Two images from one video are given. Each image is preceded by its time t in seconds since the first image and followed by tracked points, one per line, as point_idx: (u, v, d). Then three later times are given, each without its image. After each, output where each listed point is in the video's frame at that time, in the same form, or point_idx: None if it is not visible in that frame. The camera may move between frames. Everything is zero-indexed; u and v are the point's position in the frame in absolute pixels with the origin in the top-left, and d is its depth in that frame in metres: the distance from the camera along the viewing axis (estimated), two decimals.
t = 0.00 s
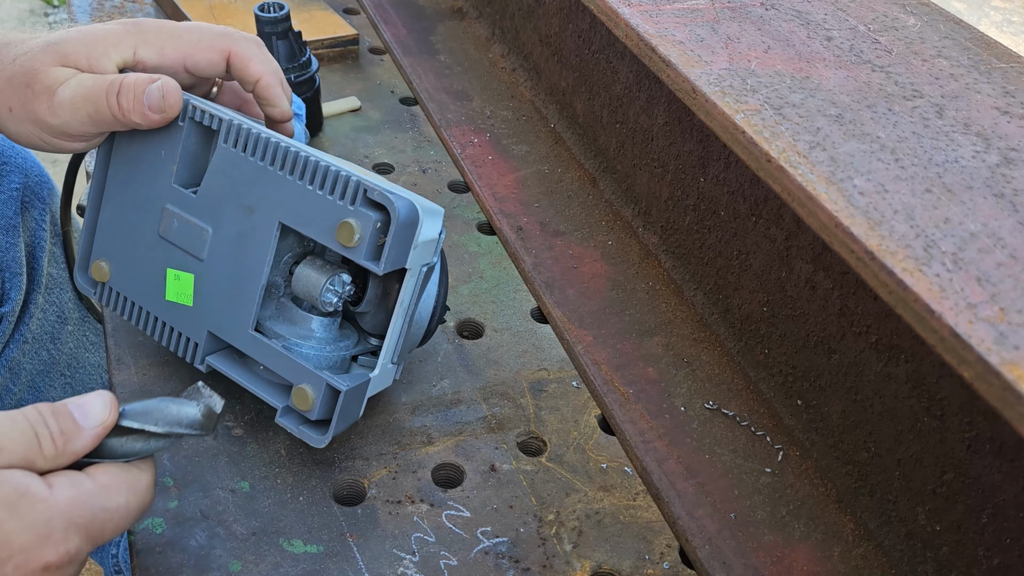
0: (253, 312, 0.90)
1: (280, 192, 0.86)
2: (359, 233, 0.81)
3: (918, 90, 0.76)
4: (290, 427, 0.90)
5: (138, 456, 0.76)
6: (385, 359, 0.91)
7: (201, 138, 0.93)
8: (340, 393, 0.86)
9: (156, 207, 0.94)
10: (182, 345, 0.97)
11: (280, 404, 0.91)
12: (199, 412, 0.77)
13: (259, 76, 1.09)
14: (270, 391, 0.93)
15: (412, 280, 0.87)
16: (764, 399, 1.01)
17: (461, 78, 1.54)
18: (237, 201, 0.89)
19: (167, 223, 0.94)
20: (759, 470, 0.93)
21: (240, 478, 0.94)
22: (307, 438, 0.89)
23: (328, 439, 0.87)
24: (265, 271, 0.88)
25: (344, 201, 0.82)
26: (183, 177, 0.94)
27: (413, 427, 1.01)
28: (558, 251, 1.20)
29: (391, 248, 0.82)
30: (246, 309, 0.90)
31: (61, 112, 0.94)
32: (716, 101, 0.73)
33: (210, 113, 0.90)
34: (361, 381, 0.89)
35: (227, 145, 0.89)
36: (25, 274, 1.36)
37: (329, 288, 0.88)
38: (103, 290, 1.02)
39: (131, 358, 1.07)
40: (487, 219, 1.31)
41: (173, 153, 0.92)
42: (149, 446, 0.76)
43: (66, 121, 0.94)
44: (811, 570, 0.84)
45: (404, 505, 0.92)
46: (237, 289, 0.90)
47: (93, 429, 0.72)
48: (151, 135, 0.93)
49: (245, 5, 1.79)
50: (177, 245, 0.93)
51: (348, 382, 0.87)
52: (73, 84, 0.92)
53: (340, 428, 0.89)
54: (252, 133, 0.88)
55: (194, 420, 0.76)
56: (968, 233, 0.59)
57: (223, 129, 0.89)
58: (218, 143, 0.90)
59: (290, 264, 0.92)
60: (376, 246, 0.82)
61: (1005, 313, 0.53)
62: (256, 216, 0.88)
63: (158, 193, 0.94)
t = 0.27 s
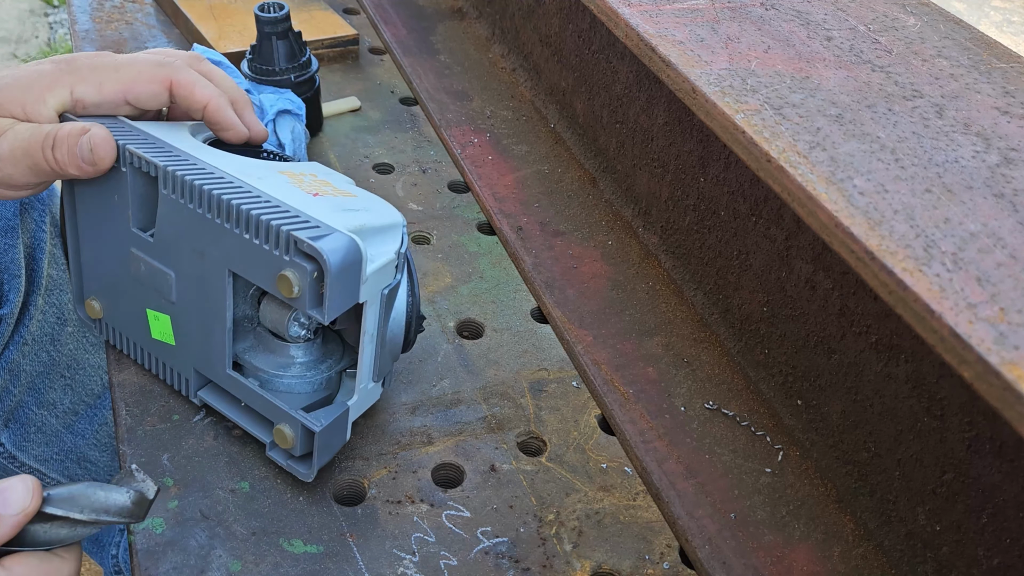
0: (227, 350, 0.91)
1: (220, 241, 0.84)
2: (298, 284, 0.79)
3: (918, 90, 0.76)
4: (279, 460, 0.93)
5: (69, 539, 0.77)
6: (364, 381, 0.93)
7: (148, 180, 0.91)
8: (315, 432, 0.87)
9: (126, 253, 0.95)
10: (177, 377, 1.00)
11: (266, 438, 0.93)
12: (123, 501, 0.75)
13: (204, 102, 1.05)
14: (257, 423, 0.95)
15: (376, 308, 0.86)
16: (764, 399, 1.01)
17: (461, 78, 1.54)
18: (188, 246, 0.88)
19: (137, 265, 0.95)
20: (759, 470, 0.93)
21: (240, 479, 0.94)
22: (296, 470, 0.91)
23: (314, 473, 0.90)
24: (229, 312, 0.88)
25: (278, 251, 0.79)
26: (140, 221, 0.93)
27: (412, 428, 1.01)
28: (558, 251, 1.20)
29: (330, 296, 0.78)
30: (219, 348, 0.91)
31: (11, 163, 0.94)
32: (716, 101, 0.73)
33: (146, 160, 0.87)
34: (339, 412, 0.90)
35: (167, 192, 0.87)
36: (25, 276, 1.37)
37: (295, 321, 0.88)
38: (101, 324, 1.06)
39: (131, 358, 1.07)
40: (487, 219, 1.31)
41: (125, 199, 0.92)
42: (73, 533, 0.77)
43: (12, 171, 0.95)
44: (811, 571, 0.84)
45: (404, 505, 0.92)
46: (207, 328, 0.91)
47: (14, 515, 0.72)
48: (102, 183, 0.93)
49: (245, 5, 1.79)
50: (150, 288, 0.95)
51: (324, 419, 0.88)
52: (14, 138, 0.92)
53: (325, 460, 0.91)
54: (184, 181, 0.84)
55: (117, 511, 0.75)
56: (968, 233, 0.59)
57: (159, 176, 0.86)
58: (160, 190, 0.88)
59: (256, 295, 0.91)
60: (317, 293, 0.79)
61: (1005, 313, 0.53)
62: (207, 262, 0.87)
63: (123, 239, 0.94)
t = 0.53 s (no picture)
0: (224, 356, 0.91)
1: (215, 252, 0.83)
2: (293, 298, 0.78)
3: (918, 90, 0.76)
4: (279, 466, 0.93)
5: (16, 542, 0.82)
6: (363, 387, 0.92)
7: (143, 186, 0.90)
8: (314, 442, 0.87)
9: (121, 257, 0.95)
10: (178, 382, 1.00)
11: (265, 444, 0.93)
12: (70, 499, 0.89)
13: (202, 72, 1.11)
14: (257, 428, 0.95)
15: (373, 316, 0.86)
16: (764, 399, 1.01)
17: (461, 78, 1.54)
18: (183, 256, 0.87)
19: (133, 271, 0.94)
20: (759, 470, 0.93)
21: (240, 479, 0.94)
22: (295, 477, 0.92)
23: (313, 480, 0.90)
24: (225, 319, 0.88)
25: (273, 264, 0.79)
26: (135, 227, 0.93)
27: (413, 428, 1.01)
28: (558, 251, 1.20)
29: (326, 310, 0.78)
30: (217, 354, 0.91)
31: None
32: (716, 101, 0.73)
33: (139, 169, 0.86)
34: (338, 420, 0.90)
35: (160, 201, 0.86)
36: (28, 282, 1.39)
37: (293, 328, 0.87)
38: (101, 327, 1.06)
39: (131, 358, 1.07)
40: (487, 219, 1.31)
41: (120, 207, 0.91)
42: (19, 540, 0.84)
43: None
44: (811, 570, 0.84)
45: (404, 505, 0.92)
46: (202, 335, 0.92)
47: None
48: (97, 189, 0.92)
49: (245, 5, 1.79)
50: (146, 294, 0.94)
51: (322, 429, 0.88)
52: None
53: (324, 467, 0.91)
54: (177, 190, 0.84)
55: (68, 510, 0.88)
56: (968, 233, 0.59)
57: (153, 186, 0.86)
58: (154, 199, 0.87)
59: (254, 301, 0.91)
60: (313, 306, 0.79)
61: (1005, 313, 0.53)
62: (202, 272, 0.86)
63: (118, 245, 0.94)
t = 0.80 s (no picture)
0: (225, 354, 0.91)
1: (218, 248, 0.83)
2: (296, 292, 0.78)
3: (918, 90, 0.76)
4: (280, 463, 0.93)
5: None
6: (363, 384, 0.92)
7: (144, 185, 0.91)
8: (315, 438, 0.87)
9: (122, 255, 0.95)
10: (179, 381, 1.00)
11: (266, 441, 0.93)
12: None
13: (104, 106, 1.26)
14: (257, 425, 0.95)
15: (373, 313, 0.86)
16: (764, 399, 1.01)
17: (461, 78, 1.54)
18: (185, 253, 0.87)
19: (133, 270, 0.94)
20: (759, 470, 0.93)
21: (240, 479, 0.94)
22: (296, 475, 0.91)
23: (314, 477, 0.90)
24: (226, 316, 0.88)
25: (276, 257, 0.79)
26: (136, 225, 0.92)
27: (413, 428, 1.01)
28: (558, 251, 1.20)
29: (330, 303, 0.78)
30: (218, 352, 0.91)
31: None
32: (716, 101, 0.73)
33: (141, 165, 0.86)
34: (339, 418, 0.90)
35: (163, 197, 0.86)
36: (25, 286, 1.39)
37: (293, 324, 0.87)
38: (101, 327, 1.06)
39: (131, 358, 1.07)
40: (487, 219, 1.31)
41: (122, 204, 0.91)
42: None
43: None
44: (811, 570, 0.84)
45: (404, 505, 0.92)
46: (202, 333, 0.91)
47: None
48: (99, 186, 0.92)
49: (245, 5, 1.79)
50: (147, 293, 0.94)
51: (323, 426, 0.88)
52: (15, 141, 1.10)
53: (325, 464, 0.91)
54: (180, 186, 0.84)
55: None
56: (968, 233, 0.59)
57: (156, 182, 0.86)
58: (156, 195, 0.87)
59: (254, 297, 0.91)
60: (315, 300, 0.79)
61: (1005, 313, 0.53)
62: (204, 270, 0.86)
63: (119, 242, 0.94)
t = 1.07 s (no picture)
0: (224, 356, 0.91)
1: (217, 250, 0.83)
2: (295, 295, 0.78)
3: (918, 90, 0.76)
4: (279, 465, 0.93)
5: None
6: (363, 386, 0.92)
7: (143, 186, 0.91)
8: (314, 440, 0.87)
9: (121, 257, 0.95)
10: (178, 382, 1.00)
11: (266, 443, 0.93)
12: None
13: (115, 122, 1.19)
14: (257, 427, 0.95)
15: (373, 315, 0.86)
16: (764, 399, 1.01)
17: (461, 78, 1.54)
18: (184, 254, 0.87)
19: (132, 270, 0.94)
20: (759, 470, 0.93)
21: (240, 479, 0.94)
22: (295, 476, 0.91)
23: (313, 479, 0.90)
24: (226, 318, 0.88)
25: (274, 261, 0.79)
26: (135, 226, 0.92)
27: (413, 428, 1.01)
28: (558, 251, 1.20)
29: (328, 307, 0.78)
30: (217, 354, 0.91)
31: None
32: (716, 101, 0.73)
33: (139, 168, 0.86)
34: (338, 419, 0.90)
35: (161, 200, 0.86)
36: (24, 288, 1.37)
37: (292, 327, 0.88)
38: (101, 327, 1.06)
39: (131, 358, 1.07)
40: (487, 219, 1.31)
41: (121, 206, 0.91)
42: None
43: None
44: (811, 570, 0.84)
45: (404, 505, 0.92)
46: (202, 336, 0.91)
47: None
48: (98, 188, 0.92)
49: (245, 5, 1.79)
50: (147, 294, 0.94)
51: (322, 427, 0.88)
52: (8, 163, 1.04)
53: (324, 465, 0.91)
54: (178, 189, 0.84)
55: None
56: (968, 233, 0.59)
57: (154, 184, 0.86)
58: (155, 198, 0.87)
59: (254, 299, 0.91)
60: (314, 303, 0.79)
61: (1005, 313, 0.53)
62: (203, 272, 0.86)
63: (119, 243, 0.94)
